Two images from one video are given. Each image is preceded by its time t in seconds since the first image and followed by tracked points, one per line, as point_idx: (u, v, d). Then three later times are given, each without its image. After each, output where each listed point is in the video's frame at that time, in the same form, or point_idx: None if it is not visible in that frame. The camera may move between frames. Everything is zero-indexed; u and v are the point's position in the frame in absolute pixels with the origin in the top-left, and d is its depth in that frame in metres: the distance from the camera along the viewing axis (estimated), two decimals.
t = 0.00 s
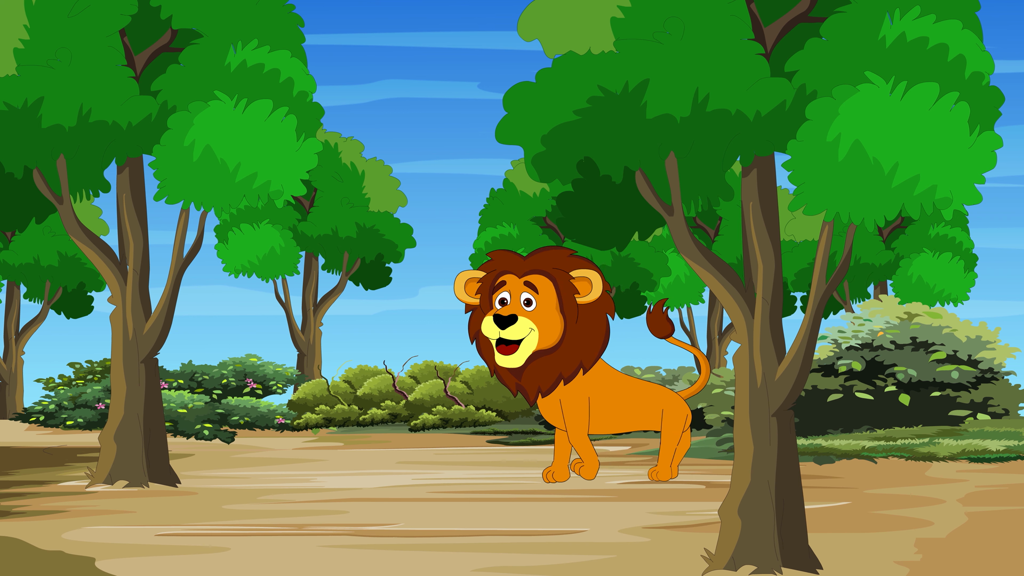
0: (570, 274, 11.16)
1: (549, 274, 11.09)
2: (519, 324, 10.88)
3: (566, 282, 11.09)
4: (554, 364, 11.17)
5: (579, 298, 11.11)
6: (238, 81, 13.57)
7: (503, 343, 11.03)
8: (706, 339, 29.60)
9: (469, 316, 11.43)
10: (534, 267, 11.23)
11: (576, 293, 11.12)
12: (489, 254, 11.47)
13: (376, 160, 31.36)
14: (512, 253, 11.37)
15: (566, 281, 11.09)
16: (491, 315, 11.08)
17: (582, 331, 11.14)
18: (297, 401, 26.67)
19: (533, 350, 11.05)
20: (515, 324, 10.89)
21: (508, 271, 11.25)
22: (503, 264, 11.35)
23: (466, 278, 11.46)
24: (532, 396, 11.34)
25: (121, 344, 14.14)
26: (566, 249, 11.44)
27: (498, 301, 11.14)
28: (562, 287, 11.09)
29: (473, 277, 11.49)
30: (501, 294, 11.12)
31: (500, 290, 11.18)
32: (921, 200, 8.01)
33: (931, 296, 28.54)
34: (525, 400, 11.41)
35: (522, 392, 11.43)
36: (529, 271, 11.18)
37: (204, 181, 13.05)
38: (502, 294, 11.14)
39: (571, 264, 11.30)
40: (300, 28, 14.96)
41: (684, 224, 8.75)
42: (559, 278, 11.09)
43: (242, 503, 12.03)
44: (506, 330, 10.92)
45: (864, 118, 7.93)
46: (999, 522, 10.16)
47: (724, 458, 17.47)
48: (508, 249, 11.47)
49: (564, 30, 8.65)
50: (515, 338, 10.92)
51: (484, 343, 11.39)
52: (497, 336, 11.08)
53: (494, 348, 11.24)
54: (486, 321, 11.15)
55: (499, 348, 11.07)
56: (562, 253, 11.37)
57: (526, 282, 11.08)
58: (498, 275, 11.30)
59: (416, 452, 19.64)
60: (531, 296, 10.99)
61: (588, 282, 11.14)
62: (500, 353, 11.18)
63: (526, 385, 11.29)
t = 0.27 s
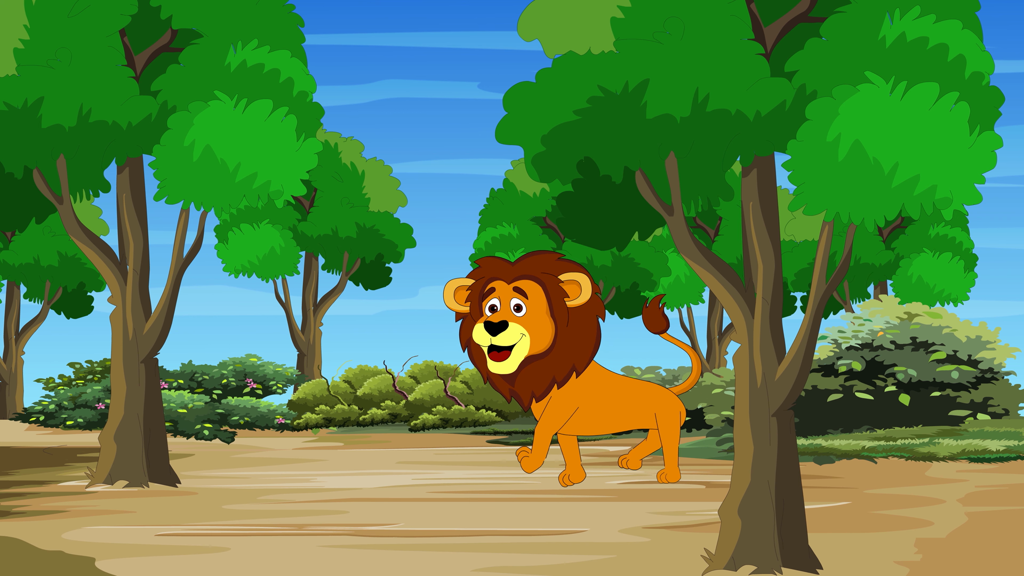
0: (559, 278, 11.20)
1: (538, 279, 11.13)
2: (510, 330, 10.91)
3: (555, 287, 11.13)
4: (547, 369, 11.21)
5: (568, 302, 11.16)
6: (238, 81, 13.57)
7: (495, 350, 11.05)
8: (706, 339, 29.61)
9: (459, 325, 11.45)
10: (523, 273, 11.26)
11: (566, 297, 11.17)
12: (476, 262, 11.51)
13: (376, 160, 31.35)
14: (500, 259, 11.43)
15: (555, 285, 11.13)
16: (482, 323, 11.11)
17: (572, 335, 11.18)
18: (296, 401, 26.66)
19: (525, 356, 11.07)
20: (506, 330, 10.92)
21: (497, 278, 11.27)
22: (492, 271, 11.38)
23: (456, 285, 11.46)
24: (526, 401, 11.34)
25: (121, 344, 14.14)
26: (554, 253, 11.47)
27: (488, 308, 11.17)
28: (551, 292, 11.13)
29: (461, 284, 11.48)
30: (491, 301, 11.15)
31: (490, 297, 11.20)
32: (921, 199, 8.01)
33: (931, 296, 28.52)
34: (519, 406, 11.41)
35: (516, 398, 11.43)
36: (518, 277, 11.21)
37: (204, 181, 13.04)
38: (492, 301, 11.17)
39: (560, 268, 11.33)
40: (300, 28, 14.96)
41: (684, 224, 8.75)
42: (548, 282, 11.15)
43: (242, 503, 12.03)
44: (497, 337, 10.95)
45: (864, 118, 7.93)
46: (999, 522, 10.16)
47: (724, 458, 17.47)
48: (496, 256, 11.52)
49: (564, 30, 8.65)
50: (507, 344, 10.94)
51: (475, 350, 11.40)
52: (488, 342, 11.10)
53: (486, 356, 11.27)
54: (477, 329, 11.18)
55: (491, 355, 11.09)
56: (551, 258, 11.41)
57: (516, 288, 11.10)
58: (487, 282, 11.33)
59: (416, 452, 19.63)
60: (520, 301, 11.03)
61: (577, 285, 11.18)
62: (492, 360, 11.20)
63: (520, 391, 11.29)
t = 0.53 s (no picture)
0: (556, 274, 11.19)
1: (535, 273, 11.15)
2: (504, 323, 10.96)
3: (552, 283, 11.14)
4: (539, 364, 11.25)
5: (564, 299, 11.15)
6: (238, 81, 13.57)
7: (489, 342, 11.13)
8: (706, 339, 29.62)
9: (454, 315, 11.51)
10: (520, 267, 11.27)
11: (562, 294, 11.16)
12: (475, 253, 11.51)
13: (376, 160, 31.34)
14: (499, 252, 11.42)
15: (552, 282, 11.13)
16: (477, 314, 11.17)
17: (567, 331, 11.21)
18: (296, 401, 26.66)
19: (518, 350, 11.13)
20: (500, 323, 10.97)
21: (494, 270, 11.29)
22: (489, 263, 11.40)
23: (453, 276, 11.56)
24: (517, 396, 11.40)
25: (121, 344, 14.14)
26: (552, 249, 11.46)
27: (483, 300, 11.20)
28: (548, 287, 11.14)
29: (459, 275, 11.58)
30: (486, 293, 11.18)
31: (486, 290, 11.23)
32: (921, 199, 8.01)
33: (931, 296, 28.51)
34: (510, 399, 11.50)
35: (507, 391, 11.51)
36: (516, 271, 11.23)
37: (204, 181, 13.04)
38: (488, 293, 11.19)
39: (558, 265, 11.32)
40: (300, 28, 14.95)
41: (684, 224, 8.74)
42: (545, 278, 11.15)
43: (242, 503, 12.03)
44: (491, 329, 11.01)
45: (864, 119, 7.93)
46: (999, 522, 10.16)
47: (724, 458, 17.47)
48: (495, 248, 11.52)
49: (564, 30, 8.65)
50: (500, 337, 11.01)
51: (469, 341, 11.46)
52: (482, 334, 11.19)
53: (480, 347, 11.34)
54: (472, 320, 11.25)
55: (485, 347, 11.18)
56: (549, 254, 11.40)
57: (512, 282, 11.12)
58: (485, 274, 11.34)
59: (416, 452, 19.64)
60: (516, 296, 11.04)
61: (574, 282, 11.18)
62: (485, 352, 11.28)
63: (511, 385, 11.36)
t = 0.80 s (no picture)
0: (550, 273, 11.22)
1: (529, 272, 11.16)
2: (498, 322, 10.94)
3: (546, 282, 11.17)
4: (533, 363, 11.25)
5: (558, 298, 11.18)
6: (238, 81, 13.57)
7: (482, 340, 11.09)
8: (706, 339, 29.62)
9: (448, 313, 11.46)
10: (515, 265, 11.29)
11: (556, 293, 11.19)
12: (469, 251, 11.49)
13: (376, 160, 31.33)
14: (493, 251, 11.43)
15: (546, 280, 11.16)
16: (471, 312, 11.13)
17: (560, 330, 11.23)
18: (296, 401, 26.66)
19: (512, 348, 11.12)
20: (494, 322, 10.95)
21: (489, 269, 11.30)
22: (484, 261, 11.40)
23: (447, 274, 11.48)
24: (510, 394, 11.39)
25: (121, 344, 14.14)
26: (546, 249, 11.48)
27: (477, 298, 11.19)
28: (541, 286, 11.16)
29: (454, 273, 11.51)
30: (481, 291, 11.17)
31: (480, 288, 11.21)
32: (921, 199, 8.01)
33: (931, 296, 28.51)
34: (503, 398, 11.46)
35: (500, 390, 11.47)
36: (510, 269, 11.24)
37: (204, 181, 13.04)
38: (482, 292, 11.18)
39: (552, 264, 11.33)
40: (300, 28, 14.95)
41: (684, 224, 8.74)
42: (539, 277, 11.17)
43: (242, 503, 12.03)
44: (485, 328, 10.98)
45: (864, 119, 7.93)
46: (999, 522, 10.16)
47: (724, 458, 17.47)
48: (489, 247, 11.52)
49: (564, 30, 8.65)
50: (494, 336, 10.98)
51: (463, 339, 11.43)
52: (475, 333, 11.11)
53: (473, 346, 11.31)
54: (466, 318, 11.18)
55: (478, 345, 11.12)
56: (542, 253, 11.42)
57: (507, 280, 11.13)
58: (479, 272, 11.33)
59: (416, 452, 19.63)
60: (511, 294, 11.05)
61: (568, 281, 11.19)
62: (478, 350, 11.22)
63: (505, 383, 11.33)
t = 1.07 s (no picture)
0: (538, 275, 10.75)
1: (517, 275, 10.68)
2: (488, 327, 10.44)
3: (534, 284, 10.69)
4: (525, 366, 10.77)
5: (548, 299, 10.71)
6: (238, 81, 13.57)
7: (472, 347, 10.61)
8: (706, 339, 29.62)
9: (438, 322, 11.03)
10: (502, 269, 10.82)
11: (545, 295, 10.72)
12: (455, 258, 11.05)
13: (376, 160, 31.34)
14: (480, 256, 10.99)
15: (534, 282, 10.68)
16: (460, 319, 10.68)
17: (552, 332, 10.75)
18: (297, 401, 26.67)
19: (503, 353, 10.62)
20: (484, 327, 10.46)
21: (475, 274, 10.83)
22: (471, 267, 10.97)
23: (435, 282, 11.03)
24: (504, 399, 10.92)
25: (121, 344, 14.14)
26: (532, 251, 11.08)
27: (466, 305, 10.72)
28: (530, 288, 10.69)
29: (440, 280, 11.04)
30: (469, 297, 10.70)
31: (468, 294, 10.74)
32: (921, 200, 8.01)
33: (931, 296, 28.52)
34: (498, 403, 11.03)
35: (495, 396, 11.03)
36: (497, 274, 10.76)
37: (204, 181, 13.05)
38: (470, 298, 10.70)
39: (539, 265, 10.93)
40: (300, 28, 14.95)
41: (684, 224, 8.74)
42: (527, 279, 10.69)
43: (242, 503, 12.03)
44: (476, 334, 10.48)
45: (864, 119, 7.93)
46: (999, 522, 10.16)
47: (724, 458, 17.47)
48: (475, 253, 11.08)
49: (564, 30, 8.65)
50: (484, 341, 10.49)
51: (455, 347, 11.02)
52: (466, 340, 10.65)
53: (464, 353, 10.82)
54: (455, 325, 10.73)
55: (469, 352, 10.65)
56: (529, 255, 11.01)
57: (494, 285, 10.63)
58: (466, 279, 10.88)
59: (416, 452, 19.63)
60: (499, 298, 10.55)
61: (557, 281, 10.75)
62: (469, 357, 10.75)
63: (498, 388, 10.90)
